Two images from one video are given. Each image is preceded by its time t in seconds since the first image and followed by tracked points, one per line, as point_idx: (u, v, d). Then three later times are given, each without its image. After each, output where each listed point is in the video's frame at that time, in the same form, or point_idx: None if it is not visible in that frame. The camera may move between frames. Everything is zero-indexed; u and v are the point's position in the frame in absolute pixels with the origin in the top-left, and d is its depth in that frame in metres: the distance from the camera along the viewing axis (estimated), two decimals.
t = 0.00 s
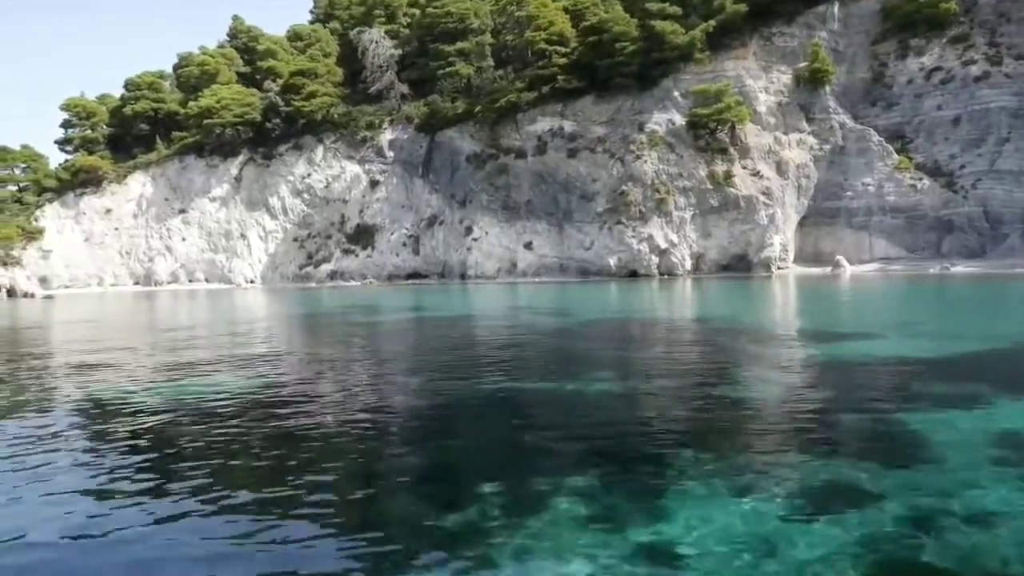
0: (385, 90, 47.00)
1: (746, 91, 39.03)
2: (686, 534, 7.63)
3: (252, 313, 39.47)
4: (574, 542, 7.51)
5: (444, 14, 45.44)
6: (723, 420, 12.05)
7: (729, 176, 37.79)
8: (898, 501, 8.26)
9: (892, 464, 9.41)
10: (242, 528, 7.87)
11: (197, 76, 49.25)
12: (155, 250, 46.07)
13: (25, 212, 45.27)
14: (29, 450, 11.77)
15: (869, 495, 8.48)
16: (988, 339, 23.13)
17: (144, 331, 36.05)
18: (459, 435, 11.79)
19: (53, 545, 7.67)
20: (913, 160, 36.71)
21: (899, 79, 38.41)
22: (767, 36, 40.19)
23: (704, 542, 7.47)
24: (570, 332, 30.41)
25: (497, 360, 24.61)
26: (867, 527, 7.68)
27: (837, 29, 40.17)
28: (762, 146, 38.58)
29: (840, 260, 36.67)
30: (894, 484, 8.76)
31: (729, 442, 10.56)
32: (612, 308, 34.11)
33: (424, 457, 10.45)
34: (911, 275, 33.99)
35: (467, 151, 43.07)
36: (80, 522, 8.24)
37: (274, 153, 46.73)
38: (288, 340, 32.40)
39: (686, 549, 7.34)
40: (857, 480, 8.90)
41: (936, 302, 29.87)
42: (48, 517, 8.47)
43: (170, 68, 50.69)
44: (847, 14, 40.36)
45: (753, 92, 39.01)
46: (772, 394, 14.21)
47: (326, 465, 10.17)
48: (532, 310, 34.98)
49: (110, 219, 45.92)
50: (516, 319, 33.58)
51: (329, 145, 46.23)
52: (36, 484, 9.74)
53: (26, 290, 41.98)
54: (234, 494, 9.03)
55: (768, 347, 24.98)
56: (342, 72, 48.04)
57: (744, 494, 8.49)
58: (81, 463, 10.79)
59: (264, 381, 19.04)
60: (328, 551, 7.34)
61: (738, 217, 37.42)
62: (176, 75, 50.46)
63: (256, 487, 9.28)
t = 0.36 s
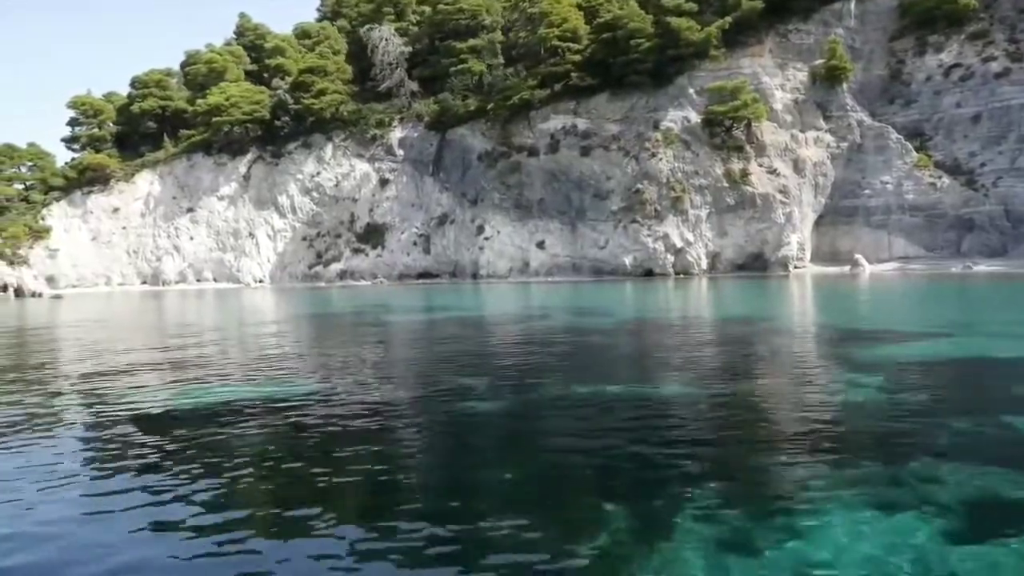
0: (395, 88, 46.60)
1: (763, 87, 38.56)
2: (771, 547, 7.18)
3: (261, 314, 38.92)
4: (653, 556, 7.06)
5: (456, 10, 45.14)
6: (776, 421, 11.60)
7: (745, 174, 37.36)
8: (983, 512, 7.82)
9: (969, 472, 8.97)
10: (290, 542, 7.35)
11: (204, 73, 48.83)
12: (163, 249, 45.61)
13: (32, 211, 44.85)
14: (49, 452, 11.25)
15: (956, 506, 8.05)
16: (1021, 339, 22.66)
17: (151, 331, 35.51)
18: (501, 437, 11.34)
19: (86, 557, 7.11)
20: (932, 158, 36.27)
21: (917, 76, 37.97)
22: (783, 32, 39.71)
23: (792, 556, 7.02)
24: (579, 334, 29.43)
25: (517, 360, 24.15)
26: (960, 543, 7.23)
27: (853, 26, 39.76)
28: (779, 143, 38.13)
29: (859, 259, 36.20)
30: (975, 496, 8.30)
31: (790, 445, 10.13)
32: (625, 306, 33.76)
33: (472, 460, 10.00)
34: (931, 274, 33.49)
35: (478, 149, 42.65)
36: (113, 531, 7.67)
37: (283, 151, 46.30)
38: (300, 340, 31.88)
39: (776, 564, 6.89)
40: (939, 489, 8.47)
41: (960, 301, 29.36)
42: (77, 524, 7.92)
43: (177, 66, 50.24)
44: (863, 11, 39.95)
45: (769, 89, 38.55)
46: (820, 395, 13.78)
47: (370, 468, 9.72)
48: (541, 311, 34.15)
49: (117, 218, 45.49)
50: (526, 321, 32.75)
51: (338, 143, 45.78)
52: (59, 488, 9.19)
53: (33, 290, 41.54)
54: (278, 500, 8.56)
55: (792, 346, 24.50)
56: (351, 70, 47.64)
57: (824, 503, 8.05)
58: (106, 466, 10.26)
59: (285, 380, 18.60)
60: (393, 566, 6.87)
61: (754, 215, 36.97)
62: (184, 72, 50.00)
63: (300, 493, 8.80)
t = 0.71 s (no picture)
0: (405, 85, 46.25)
1: (779, 84, 38.18)
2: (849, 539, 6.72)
3: (269, 313, 38.31)
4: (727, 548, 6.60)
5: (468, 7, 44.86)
6: (832, 420, 11.24)
7: (761, 172, 36.99)
8: None
9: None
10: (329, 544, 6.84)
11: (212, 71, 48.47)
12: (171, 248, 45.22)
13: (39, 209, 44.52)
14: (64, 455, 10.74)
15: None
16: None
17: (159, 331, 35.07)
18: (547, 435, 10.96)
19: (106, 569, 6.56)
20: (950, 155, 35.91)
21: (935, 72, 37.61)
22: (798, 28, 39.32)
23: (873, 545, 6.59)
24: (591, 334, 28.88)
25: (539, 359, 23.76)
26: None
27: (869, 22, 39.42)
28: (795, 141, 37.75)
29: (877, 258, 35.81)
30: None
31: (853, 443, 9.75)
32: (640, 305, 33.41)
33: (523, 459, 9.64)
34: (951, 273, 33.06)
35: (490, 147, 42.28)
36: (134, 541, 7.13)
37: (291, 149, 45.93)
38: (311, 339, 31.43)
39: (860, 553, 6.45)
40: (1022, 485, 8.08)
41: (983, 300, 28.92)
42: (98, 532, 7.41)
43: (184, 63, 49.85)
44: (878, 7, 39.60)
45: (784, 86, 38.18)
46: (868, 394, 13.40)
47: (417, 466, 9.35)
48: (553, 311, 33.61)
49: (125, 216, 45.15)
50: (538, 321, 32.25)
51: (347, 141, 45.39)
52: (73, 496, 8.65)
53: (41, 289, 41.17)
54: (316, 500, 8.10)
55: (816, 345, 24.20)
56: (360, 67, 47.28)
57: (903, 501, 7.69)
58: (123, 470, 9.75)
59: (309, 379, 18.23)
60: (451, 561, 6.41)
61: (771, 213, 36.59)
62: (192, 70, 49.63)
63: (338, 492, 8.36)
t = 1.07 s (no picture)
0: (415, 83, 45.98)
1: (794, 82, 37.82)
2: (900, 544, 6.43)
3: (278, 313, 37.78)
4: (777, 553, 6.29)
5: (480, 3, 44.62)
6: (889, 420, 10.93)
7: (777, 170, 36.65)
8: None
9: None
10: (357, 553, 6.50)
11: (220, 69, 48.16)
12: (179, 247, 44.87)
13: (47, 208, 44.17)
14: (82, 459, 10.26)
15: None
16: None
17: (168, 331, 34.66)
18: (594, 434, 10.63)
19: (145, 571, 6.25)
20: (969, 154, 35.59)
21: (952, 70, 37.27)
22: (813, 26, 38.96)
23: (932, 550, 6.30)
24: (607, 334, 28.39)
25: (563, 358, 23.38)
26: None
27: (885, 19, 39.12)
28: (811, 139, 37.38)
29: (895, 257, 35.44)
30: None
31: (921, 445, 9.39)
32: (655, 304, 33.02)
33: (577, 459, 9.32)
34: (971, 272, 32.67)
35: (502, 145, 41.94)
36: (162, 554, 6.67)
37: (300, 147, 45.59)
38: (324, 339, 30.98)
39: (917, 557, 6.16)
40: None
41: (1005, 298, 28.51)
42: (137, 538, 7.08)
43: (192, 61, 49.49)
44: (894, 5, 39.29)
45: (800, 84, 37.83)
46: (920, 394, 13.05)
47: (468, 469, 9.01)
48: (567, 311, 33.12)
49: (132, 215, 44.89)
50: (553, 321, 31.83)
51: (357, 139, 45.04)
52: (89, 506, 8.16)
53: (50, 288, 40.73)
54: (340, 505, 7.75)
55: (841, 343, 23.84)
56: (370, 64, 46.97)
57: (988, 503, 7.33)
58: (145, 476, 9.29)
59: (334, 378, 17.89)
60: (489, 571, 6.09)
61: (787, 212, 36.26)
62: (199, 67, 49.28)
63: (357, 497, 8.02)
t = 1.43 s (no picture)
0: (425, 80, 45.69)
1: (810, 79, 37.47)
2: (933, 544, 5.99)
3: (286, 313, 37.29)
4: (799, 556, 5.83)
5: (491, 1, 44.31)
6: (950, 420, 10.54)
7: (794, 168, 36.31)
8: None
9: None
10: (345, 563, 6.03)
11: (229, 67, 47.83)
12: (187, 246, 44.54)
13: (54, 207, 43.80)
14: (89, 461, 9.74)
15: None
16: None
17: (178, 330, 34.26)
18: (644, 434, 10.22)
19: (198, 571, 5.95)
20: (988, 151, 35.26)
21: (970, 67, 36.95)
22: (829, 22, 38.64)
23: (973, 550, 5.87)
24: (625, 333, 27.99)
25: (585, 358, 23.04)
26: None
27: (900, 16, 38.82)
28: (828, 136, 37.04)
29: (914, 256, 35.09)
30: None
31: (996, 445, 9.03)
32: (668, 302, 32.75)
33: (632, 459, 8.93)
34: (991, 270, 32.32)
35: (514, 144, 41.58)
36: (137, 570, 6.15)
37: (310, 146, 45.27)
38: (337, 338, 30.59)
39: (998, 553, 5.78)
40: None
41: None
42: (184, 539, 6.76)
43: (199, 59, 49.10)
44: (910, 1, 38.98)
45: (816, 81, 37.48)
46: (974, 393, 12.69)
47: (522, 468, 8.66)
48: (579, 311, 32.58)
49: (140, 214, 44.58)
50: (568, 320, 31.41)
51: (367, 137, 44.71)
52: (77, 513, 7.66)
53: (58, 288, 40.35)
54: (392, 504, 7.43)
55: (867, 341, 23.44)
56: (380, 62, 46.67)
57: None
58: (151, 481, 8.77)
59: (360, 377, 17.57)
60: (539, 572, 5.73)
61: (804, 211, 35.91)
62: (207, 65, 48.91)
63: (357, 502, 7.58)
